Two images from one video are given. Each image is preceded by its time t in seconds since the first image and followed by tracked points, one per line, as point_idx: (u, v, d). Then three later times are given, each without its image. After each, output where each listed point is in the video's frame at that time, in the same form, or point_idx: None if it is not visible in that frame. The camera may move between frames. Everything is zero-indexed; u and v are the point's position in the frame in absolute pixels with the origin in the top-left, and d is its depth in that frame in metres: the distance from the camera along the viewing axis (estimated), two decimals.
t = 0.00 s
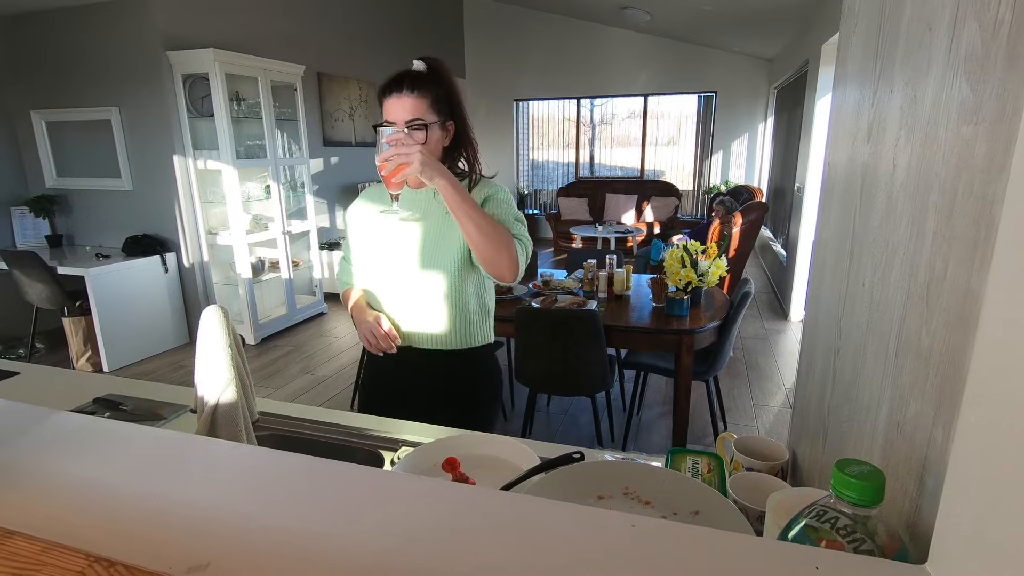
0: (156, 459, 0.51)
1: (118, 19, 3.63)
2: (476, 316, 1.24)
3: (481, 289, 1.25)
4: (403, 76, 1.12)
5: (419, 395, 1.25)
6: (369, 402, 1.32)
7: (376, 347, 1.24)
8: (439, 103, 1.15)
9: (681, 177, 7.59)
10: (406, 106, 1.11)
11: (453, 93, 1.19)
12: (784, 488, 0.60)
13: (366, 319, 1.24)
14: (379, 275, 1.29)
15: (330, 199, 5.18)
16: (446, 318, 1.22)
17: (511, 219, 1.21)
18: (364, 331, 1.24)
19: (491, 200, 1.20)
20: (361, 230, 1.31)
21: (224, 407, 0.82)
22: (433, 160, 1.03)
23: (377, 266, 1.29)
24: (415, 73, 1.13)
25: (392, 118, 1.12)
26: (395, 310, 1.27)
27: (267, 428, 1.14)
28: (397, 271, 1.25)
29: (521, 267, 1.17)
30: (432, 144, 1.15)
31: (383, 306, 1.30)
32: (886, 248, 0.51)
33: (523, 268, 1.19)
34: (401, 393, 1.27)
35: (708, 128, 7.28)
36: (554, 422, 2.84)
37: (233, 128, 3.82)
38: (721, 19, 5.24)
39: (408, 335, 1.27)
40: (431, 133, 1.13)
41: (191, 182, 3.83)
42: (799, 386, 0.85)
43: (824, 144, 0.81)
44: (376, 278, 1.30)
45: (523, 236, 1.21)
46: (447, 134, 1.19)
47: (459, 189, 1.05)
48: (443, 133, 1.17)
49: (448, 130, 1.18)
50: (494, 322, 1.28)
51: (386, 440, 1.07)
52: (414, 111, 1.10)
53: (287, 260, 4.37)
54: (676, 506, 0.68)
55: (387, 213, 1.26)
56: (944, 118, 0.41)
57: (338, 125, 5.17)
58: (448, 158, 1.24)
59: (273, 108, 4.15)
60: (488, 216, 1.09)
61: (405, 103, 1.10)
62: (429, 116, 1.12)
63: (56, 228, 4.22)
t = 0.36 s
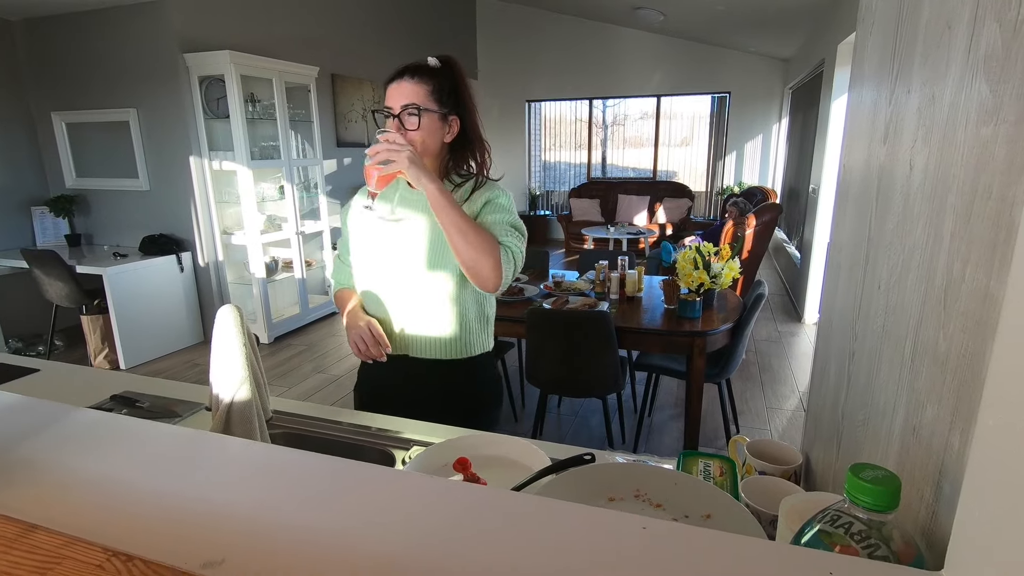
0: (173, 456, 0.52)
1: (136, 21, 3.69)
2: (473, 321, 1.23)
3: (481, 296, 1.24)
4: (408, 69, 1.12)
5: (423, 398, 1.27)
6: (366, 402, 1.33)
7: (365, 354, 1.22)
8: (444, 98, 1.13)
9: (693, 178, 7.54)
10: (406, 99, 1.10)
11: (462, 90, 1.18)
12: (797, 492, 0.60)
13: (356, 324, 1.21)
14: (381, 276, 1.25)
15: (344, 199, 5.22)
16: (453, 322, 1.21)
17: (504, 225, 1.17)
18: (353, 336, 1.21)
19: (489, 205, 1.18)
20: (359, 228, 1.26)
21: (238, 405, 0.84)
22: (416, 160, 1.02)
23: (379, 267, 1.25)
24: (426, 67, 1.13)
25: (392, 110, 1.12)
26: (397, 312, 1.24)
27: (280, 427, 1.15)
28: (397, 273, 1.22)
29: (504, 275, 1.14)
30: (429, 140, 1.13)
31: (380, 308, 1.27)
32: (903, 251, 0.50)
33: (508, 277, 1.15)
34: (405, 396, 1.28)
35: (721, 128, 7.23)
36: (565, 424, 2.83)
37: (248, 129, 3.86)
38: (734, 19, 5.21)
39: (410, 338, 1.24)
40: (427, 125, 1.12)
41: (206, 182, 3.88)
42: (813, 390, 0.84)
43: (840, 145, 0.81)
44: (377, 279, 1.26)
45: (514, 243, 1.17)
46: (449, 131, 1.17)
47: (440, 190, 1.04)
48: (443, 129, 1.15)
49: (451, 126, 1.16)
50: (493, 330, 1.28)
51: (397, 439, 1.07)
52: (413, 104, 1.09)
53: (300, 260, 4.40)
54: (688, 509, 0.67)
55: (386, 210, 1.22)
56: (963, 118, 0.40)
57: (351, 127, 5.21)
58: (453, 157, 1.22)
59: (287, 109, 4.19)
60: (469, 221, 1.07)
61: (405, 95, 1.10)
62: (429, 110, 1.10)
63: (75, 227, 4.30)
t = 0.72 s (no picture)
0: (192, 451, 0.52)
1: (151, 23, 3.72)
2: (473, 326, 1.23)
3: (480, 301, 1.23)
4: (416, 66, 1.12)
5: (425, 398, 1.27)
6: (371, 403, 1.33)
7: (364, 354, 1.24)
8: (450, 97, 1.13)
9: (704, 179, 7.50)
10: (411, 95, 1.10)
11: (468, 90, 1.18)
12: (810, 496, 0.59)
13: (356, 324, 1.23)
14: (388, 275, 1.24)
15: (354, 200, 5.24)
16: (461, 322, 1.21)
17: (498, 228, 1.15)
18: (352, 336, 1.23)
19: (488, 208, 1.17)
20: (367, 226, 1.27)
21: (253, 402, 0.84)
22: (416, 152, 1.03)
23: (386, 267, 1.24)
24: (434, 66, 1.14)
25: (397, 106, 1.12)
26: (403, 312, 1.23)
27: (291, 425, 1.15)
28: (402, 274, 1.22)
29: (490, 277, 1.11)
30: (432, 137, 1.13)
31: (384, 308, 1.26)
32: (919, 252, 0.50)
33: (495, 280, 1.13)
34: (406, 397, 1.28)
35: (733, 129, 7.19)
36: (574, 425, 2.83)
37: (260, 130, 3.89)
38: (747, 19, 5.18)
39: (417, 338, 1.23)
40: (432, 124, 1.11)
41: (219, 181, 3.92)
42: (826, 392, 0.83)
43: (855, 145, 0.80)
44: (383, 278, 1.25)
45: (505, 248, 1.14)
46: (454, 130, 1.16)
47: (433, 184, 1.03)
48: (448, 127, 1.15)
49: (456, 125, 1.16)
50: (490, 333, 1.27)
51: (407, 438, 1.08)
52: (417, 100, 1.09)
53: (310, 260, 4.43)
54: (699, 510, 0.67)
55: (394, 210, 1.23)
56: (984, 118, 0.40)
57: (362, 127, 5.24)
58: (458, 157, 1.21)
59: (299, 110, 4.21)
60: (459, 219, 1.06)
61: (410, 92, 1.10)
62: (434, 107, 1.10)
63: (90, 227, 4.36)
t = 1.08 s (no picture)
0: (204, 451, 0.53)
1: (164, 25, 3.76)
2: (479, 328, 1.23)
3: (487, 303, 1.22)
4: (428, 68, 1.13)
5: (432, 400, 1.28)
6: (380, 404, 1.34)
7: (372, 356, 1.25)
8: (461, 101, 1.14)
9: (713, 182, 7.47)
10: (423, 97, 1.11)
11: (480, 94, 1.18)
12: (822, 503, 0.59)
13: (365, 326, 1.24)
14: (398, 277, 1.24)
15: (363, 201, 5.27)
16: (470, 324, 1.22)
17: (501, 229, 1.15)
18: (361, 338, 1.24)
19: (492, 209, 1.17)
20: (378, 226, 1.28)
21: (264, 404, 0.85)
22: (425, 148, 1.03)
23: (395, 268, 1.24)
24: (447, 69, 1.15)
25: (409, 107, 1.12)
26: (412, 314, 1.24)
27: (301, 425, 1.16)
28: (410, 275, 1.22)
29: (489, 277, 1.10)
30: (443, 139, 1.13)
31: (393, 309, 1.26)
32: (934, 257, 0.49)
33: (493, 280, 1.11)
34: (414, 398, 1.29)
35: (742, 131, 7.15)
36: (582, 427, 2.83)
37: (271, 132, 3.92)
38: (757, 20, 5.15)
39: (426, 340, 1.24)
40: (444, 125, 1.12)
41: (230, 182, 3.96)
42: (838, 397, 0.82)
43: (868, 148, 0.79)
44: (392, 280, 1.25)
45: (506, 250, 1.13)
46: (464, 132, 1.16)
47: (438, 182, 1.03)
48: (458, 130, 1.15)
49: (467, 128, 1.16)
50: (498, 335, 1.27)
51: (416, 440, 1.08)
52: (429, 102, 1.10)
53: (319, 261, 4.45)
54: (709, 515, 0.66)
55: (404, 211, 1.23)
56: (1000, 123, 0.39)
57: (372, 129, 5.25)
58: (468, 159, 1.21)
59: (309, 112, 4.24)
60: (462, 218, 1.05)
61: (422, 94, 1.11)
62: (445, 109, 1.10)
63: (103, 227, 4.41)
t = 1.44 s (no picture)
0: (207, 452, 0.53)
1: (171, 27, 3.78)
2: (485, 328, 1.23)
3: (493, 303, 1.22)
4: (440, 70, 1.13)
5: (438, 402, 1.28)
6: (385, 405, 1.34)
7: (378, 356, 1.25)
8: (471, 103, 1.14)
9: (719, 183, 7.44)
10: (434, 97, 1.11)
11: (489, 97, 1.18)
12: (827, 508, 0.58)
13: (369, 325, 1.24)
14: (403, 277, 1.24)
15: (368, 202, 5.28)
16: (475, 325, 1.21)
17: (508, 227, 1.15)
18: (366, 337, 1.24)
19: (499, 208, 1.17)
20: (384, 227, 1.28)
21: (268, 404, 0.85)
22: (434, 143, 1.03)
23: (400, 268, 1.25)
24: (458, 71, 1.15)
25: (418, 107, 1.12)
26: (417, 315, 1.24)
27: (304, 425, 1.17)
28: (416, 275, 1.22)
29: (495, 274, 1.10)
30: (452, 139, 1.13)
31: (399, 309, 1.27)
32: (941, 259, 0.49)
33: (499, 278, 1.11)
34: (419, 400, 1.29)
35: (748, 133, 7.13)
36: (586, 429, 2.82)
37: (277, 133, 3.93)
38: (763, 22, 5.14)
39: (431, 341, 1.24)
40: (453, 124, 1.12)
41: (235, 183, 3.98)
42: (844, 400, 0.82)
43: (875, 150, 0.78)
44: (398, 281, 1.25)
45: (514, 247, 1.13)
46: (473, 134, 1.16)
47: (445, 177, 1.03)
48: (467, 131, 1.15)
49: (476, 130, 1.16)
50: (504, 336, 1.27)
51: (419, 441, 1.08)
52: (440, 103, 1.10)
53: (324, 261, 4.46)
54: (713, 519, 0.66)
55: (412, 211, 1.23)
56: (1008, 125, 0.39)
57: (377, 130, 5.26)
58: (475, 161, 1.22)
59: (315, 114, 4.25)
60: (468, 214, 1.05)
61: (433, 94, 1.11)
62: (455, 109, 1.11)
63: (110, 228, 4.43)
